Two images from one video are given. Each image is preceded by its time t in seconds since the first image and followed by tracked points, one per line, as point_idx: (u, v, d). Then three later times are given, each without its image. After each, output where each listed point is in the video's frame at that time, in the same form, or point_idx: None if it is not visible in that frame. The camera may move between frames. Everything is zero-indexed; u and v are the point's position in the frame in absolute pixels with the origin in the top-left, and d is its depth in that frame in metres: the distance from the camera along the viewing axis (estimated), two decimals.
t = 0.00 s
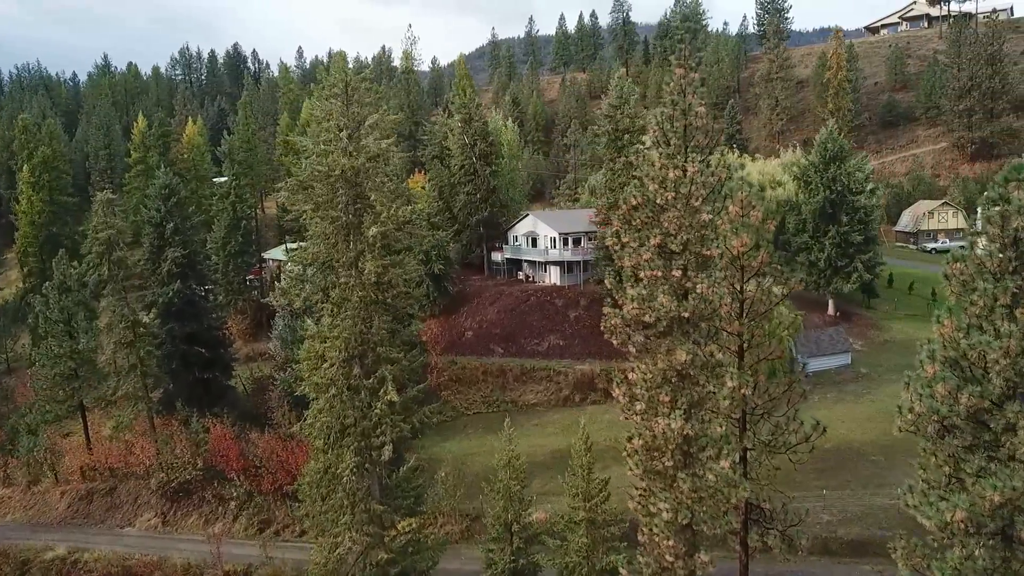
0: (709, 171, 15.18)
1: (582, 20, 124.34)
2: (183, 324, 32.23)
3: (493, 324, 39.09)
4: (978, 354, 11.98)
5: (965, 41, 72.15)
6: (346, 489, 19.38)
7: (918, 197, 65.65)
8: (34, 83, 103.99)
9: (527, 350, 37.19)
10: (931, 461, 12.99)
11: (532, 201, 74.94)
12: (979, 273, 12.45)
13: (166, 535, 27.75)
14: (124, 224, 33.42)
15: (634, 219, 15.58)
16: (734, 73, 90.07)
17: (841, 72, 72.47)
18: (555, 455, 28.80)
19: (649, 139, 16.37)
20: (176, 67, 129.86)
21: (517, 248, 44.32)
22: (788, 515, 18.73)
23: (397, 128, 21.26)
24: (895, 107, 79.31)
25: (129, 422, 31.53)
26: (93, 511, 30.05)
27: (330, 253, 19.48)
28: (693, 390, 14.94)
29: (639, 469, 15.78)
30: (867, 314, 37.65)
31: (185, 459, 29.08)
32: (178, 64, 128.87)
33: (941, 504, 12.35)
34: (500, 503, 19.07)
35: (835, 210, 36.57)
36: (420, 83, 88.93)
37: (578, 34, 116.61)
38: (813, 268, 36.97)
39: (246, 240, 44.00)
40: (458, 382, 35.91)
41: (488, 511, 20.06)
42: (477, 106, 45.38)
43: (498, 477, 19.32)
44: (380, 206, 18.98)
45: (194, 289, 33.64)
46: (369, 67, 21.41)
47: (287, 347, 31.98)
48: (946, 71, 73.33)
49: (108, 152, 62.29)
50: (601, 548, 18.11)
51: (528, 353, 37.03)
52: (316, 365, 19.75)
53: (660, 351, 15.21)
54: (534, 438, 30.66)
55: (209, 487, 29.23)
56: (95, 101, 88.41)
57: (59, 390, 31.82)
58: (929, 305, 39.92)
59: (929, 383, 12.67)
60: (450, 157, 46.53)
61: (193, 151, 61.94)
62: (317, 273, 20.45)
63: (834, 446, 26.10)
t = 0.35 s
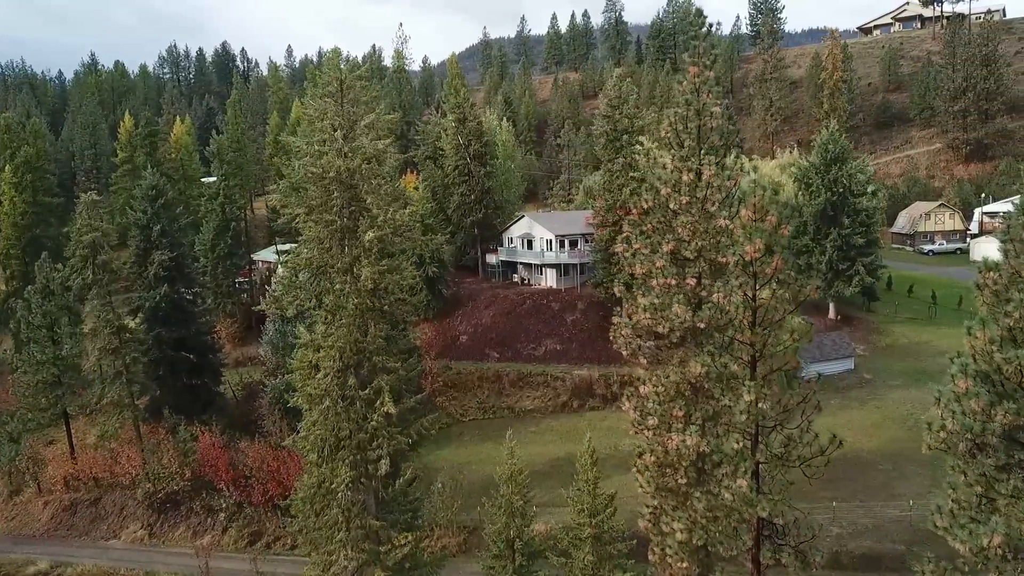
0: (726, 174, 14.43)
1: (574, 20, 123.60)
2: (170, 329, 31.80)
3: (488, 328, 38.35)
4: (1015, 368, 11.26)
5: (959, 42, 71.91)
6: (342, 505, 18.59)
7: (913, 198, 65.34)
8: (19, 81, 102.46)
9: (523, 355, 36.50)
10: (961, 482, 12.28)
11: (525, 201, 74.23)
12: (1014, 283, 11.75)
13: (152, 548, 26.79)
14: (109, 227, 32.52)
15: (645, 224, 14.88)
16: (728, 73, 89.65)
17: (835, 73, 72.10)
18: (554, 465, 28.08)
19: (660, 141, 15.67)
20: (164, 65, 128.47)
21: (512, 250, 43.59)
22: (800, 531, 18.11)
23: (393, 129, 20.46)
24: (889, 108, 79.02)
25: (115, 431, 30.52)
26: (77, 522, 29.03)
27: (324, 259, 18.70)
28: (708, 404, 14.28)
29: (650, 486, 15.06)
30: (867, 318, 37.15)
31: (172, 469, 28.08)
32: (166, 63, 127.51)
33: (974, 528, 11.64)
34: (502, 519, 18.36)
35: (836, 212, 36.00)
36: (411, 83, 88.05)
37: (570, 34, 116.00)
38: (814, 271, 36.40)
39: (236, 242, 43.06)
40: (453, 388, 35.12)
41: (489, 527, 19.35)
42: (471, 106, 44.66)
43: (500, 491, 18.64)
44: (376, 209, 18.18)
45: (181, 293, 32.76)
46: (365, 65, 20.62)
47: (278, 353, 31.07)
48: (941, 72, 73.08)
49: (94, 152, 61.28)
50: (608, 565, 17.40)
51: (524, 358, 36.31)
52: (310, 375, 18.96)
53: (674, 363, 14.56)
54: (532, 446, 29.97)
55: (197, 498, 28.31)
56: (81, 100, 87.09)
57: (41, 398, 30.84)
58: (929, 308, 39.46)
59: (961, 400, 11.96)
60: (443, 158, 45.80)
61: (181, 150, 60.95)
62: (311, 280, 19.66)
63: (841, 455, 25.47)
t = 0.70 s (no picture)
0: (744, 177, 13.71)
1: (567, 18, 122.88)
2: (156, 333, 30.67)
3: (484, 331, 37.58)
4: None
5: (955, 42, 71.60)
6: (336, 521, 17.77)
7: (909, 199, 64.95)
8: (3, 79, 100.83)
9: (520, 359, 35.71)
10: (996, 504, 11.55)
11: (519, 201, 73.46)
12: None
13: (138, 561, 25.89)
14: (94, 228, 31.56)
15: (658, 229, 14.16)
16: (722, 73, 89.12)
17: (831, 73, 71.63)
18: (553, 474, 27.35)
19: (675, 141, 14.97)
20: (152, 63, 126.99)
21: (508, 252, 42.80)
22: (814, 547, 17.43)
23: (390, 128, 19.65)
24: (883, 108, 78.69)
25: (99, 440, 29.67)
26: (60, 534, 27.99)
27: (318, 263, 17.92)
28: (725, 418, 13.53)
29: (664, 505, 14.31)
30: (868, 321, 36.58)
31: (160, 480, 27.29)
32: (154, 61, 126.04)
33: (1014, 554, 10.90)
34: (504, 536, 17.60)
35: (838, 214, 35.39)
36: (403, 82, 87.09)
37: (563, 33, 115.29)
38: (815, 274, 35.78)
39: (226, 243, 42.14)
40: (449, 393, 34.27)
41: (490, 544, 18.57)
42: (466, 105, 43.82)
43: (501, 507, 17.88)
44: (373, 212, 17.38)
45: (169, 296, 31.84)
46: (361, 62, 19.85)
47: (269, 359, 30.19)
48: (936, 73, 72.77)
49: (80, 151, 60.08)
50: None
51: (521, 363, 35.52)
52: (303, 386, 18.15)
53: (688, 375, 13.83)
54: (530, 455, 29.21)
55: (184, 508, 27.44)
56: (67, 98, 85.69)
57: (23, 405, 29.81)
58: (931, 310, 38.94)
59: (998, 417, 11.24)
60: (437, 157, 44.94)
61: (169, 149, 59.86)
62: (303, 285, 18.84)
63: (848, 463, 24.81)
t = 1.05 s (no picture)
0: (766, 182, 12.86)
1: (559, 18, 122.03)
2: (142, 339, 29.82)
3: (479, 336, 36.77)
4: None
5: (950, 43, 71.27)
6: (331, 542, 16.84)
7: (905, 200, 64.51)
8: None
9: (516, 364, 34.86)
10: None
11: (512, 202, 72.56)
12: None
13: None
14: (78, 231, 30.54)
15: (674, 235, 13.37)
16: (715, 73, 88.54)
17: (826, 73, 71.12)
18: (552, 485, 26.52)
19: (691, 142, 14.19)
20: (139, 62, 125.33)
21: (503, 254, 41.98)
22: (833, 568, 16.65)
23: (387, 127, 18.80)
24: (878, 109, 78.29)
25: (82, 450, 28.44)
26: (41, 548, 26.90)
27: (312, 269, 17.03)
28: (745, 436, 12.71)
29: (680, 527, 13.45)
30: (871, 325, 35.95)
31: (145, 492, 26.18)
32: (141, 59, 124.37)
33: None
34: (508, 557, 16.77)
35: (841, 216, 34.74)
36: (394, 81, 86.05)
37: (555, 33, 114.51)
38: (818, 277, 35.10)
39: (214, 245, 41.08)
40: (444, 400, 33.37)
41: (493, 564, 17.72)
42: (460, 105, 42.94)
43: (505, 526, 17.05)
44: (370, 216, 16.52)
45: (154, 300, 30.82)
46: (357, 59, 19.00)
47: (259, 366, 29.24)
48: (932, 73, 72.40)
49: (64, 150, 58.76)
50: None
51: (517, 368, 34.71)
52: (296, 398, 17.26)
53: (706, 391, 12.99)
54: (528, 465, 28.39)
55: (170, 522, 26.31)
56: (52, 96, 84.07)
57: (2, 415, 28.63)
58: (933, 313, 38.37)
59: None
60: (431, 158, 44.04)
61: (156, 149, 58.64)
62: (295, 292, 17.96)
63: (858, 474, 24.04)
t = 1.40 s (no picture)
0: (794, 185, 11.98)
1: (551, 16, 121.12)
2: (127, 345, 28.83)
3: (475, 341, 35.97)
4: None
5: (946, 43, 70.88)
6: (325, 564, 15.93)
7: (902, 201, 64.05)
8: None
9: (512, 370, 34.00)
10: None
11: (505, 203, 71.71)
12: None
13: None
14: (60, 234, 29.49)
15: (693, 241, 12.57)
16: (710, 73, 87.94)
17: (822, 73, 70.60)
18: (552, 496, 25.66)
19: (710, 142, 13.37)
20: (126, 59, 123.70)
21: (498, 256, 41.17)
22: None
23: (383, 127, 17.92)
24: (873, 109, 77.85)
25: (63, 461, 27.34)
26: (22, 563, 25.88)
27: (305, 276, 16.16)
28: (771, 457, 11.86)
29: (699, 554, 12.59)
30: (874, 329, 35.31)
31: (129, 504, 24.85)
32: (128, 57, 122.72)
33: None
34: None
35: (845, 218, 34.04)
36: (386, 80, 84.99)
37: (547, 32, 113.72)
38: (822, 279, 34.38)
39: (202, 247, 40.06)
40: (439, 407, 32.46)
41: None
42: (455, 104, 42.05)
43: (508, 547, 16.20)
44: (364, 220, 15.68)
45: (139, 305, 29.80)
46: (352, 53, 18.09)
47: (248, 373, 28.24)
48: (928, 74, 72.00)
49: (48, 149, 57.52)
50: None
51: (514, 374, 33.88)
52: (288, 413, 16.34)
53: (727, 408, 12.14)
54: (527, 475, 27.51)
55: (156, 536, 25.14)
56: (36, 93, 82.55)
57: None
58: (936, 317, 37.76)
59: None
60: (424, 158, 43.13)
61: (143, 148, 57.47)
62: (287, 300, 17.08)
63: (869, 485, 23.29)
